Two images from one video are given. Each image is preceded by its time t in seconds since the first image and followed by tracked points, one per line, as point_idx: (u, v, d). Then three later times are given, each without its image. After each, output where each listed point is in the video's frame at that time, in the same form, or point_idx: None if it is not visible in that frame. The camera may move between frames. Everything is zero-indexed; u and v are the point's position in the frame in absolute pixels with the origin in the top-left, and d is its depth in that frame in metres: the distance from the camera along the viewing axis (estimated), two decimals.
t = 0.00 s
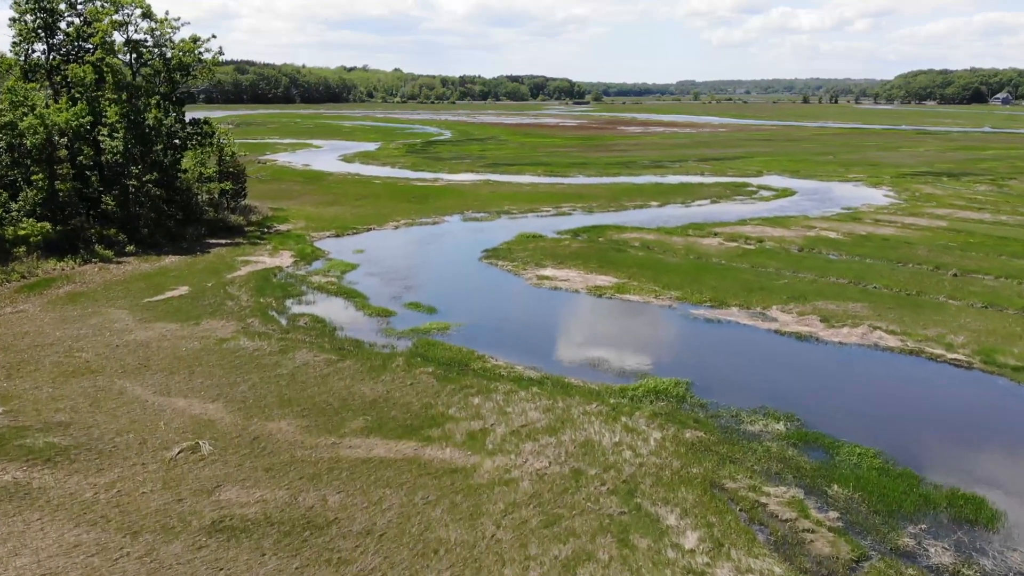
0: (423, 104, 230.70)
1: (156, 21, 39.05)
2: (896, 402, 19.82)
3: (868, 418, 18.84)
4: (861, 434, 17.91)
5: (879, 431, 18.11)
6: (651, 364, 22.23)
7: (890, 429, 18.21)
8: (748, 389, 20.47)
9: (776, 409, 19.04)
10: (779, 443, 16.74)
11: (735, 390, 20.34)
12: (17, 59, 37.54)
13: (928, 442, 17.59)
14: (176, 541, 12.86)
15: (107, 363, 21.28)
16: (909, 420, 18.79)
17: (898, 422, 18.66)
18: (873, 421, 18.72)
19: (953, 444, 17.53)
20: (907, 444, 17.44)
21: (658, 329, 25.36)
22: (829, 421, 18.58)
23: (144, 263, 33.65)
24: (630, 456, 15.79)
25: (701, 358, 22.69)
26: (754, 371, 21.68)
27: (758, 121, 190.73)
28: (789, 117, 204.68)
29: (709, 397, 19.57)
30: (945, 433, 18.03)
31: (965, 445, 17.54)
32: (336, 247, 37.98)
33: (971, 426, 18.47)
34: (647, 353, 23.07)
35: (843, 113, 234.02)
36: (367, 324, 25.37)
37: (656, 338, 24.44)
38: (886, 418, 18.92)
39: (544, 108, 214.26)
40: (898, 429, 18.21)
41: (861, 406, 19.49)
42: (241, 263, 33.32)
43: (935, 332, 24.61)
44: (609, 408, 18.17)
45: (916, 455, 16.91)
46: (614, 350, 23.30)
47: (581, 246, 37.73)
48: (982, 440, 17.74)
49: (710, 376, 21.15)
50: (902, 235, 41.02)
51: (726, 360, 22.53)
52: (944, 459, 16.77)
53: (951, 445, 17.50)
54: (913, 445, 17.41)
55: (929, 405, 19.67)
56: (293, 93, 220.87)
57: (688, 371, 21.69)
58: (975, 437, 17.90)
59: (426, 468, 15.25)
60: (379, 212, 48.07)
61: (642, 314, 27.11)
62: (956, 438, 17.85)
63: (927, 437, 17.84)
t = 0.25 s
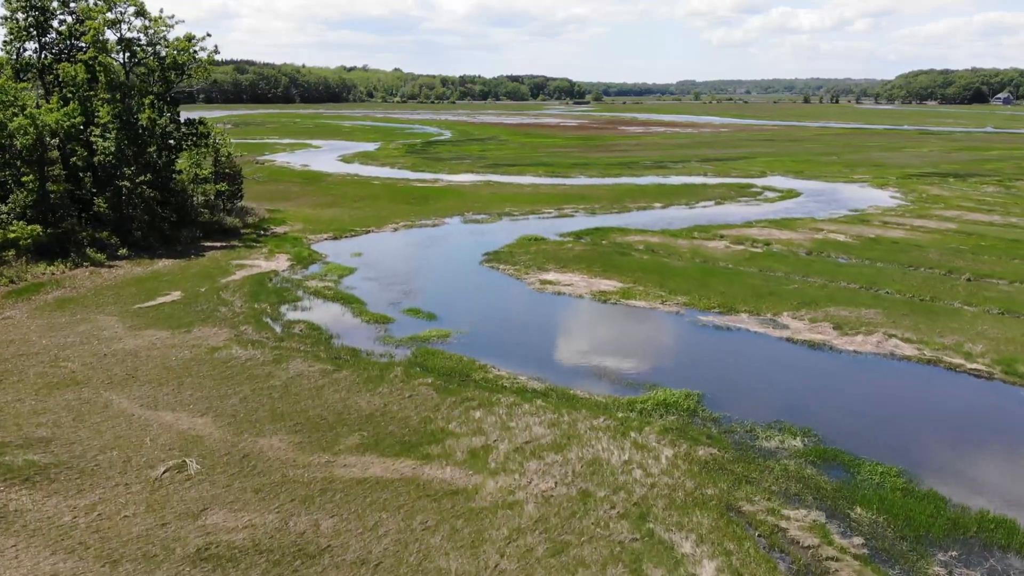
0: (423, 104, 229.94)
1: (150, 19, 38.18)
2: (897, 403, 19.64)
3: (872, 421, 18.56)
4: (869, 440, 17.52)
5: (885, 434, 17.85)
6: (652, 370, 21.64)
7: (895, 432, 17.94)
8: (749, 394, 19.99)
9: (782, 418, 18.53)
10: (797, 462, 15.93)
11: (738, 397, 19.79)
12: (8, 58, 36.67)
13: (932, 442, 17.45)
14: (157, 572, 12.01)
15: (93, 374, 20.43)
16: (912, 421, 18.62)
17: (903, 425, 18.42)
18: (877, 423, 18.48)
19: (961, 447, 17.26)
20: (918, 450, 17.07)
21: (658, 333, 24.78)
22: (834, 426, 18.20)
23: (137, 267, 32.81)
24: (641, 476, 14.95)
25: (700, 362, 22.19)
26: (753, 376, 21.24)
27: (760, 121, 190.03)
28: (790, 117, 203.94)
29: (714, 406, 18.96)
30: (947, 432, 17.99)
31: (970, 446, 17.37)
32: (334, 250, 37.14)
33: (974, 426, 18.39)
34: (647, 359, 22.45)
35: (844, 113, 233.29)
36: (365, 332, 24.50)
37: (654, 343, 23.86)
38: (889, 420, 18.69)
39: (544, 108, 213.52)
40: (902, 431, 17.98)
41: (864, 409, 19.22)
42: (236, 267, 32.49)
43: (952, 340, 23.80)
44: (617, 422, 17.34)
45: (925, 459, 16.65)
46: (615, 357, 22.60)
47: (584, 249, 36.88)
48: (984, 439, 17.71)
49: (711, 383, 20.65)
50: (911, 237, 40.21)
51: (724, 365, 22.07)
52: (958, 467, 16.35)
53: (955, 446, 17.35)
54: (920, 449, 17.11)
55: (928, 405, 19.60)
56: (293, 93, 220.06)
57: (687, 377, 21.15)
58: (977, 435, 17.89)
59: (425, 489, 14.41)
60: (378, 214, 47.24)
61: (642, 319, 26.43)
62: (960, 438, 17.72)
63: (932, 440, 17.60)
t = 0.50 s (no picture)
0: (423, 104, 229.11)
1: (143, 17, 37.38)
2: (899, 408, 19.38)
3: (876, 428, 18.21)
4: (880, 450, 17.07)
5: (892, 442, 17.49)
6: (655, 378, 20.93)
7: (903, 440, 17.59)
8: (752, 403, 19.41)
9: (790, 429, 17.95)
10: (817, 482, 15.10)
11: (743, 406, 19.16)
12: None
13: (937, 447, 17.24)
14: None
15: (78, 386, 19.59)
16: (916, 426, 18.35)
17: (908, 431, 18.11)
18: (881, 429, 18.18)
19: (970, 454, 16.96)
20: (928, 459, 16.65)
21: (657, 339, 24.15)
22: (841, 435, 17.76)
23: (129, 272, 31.96)
24: (653, 499, 14.12)
25: (699, 369, 21.59)
26: (753, 383, 20.71)
27: (761, 121, 189.24)
28: (792, 117, 203.23)
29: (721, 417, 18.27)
30: (949, 435, 17.86)
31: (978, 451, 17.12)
32: (331, 253, 36.31)
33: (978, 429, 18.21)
34: (648, 366, 21.75)
35: (846, 113, 232.54)
36: (362, 340, 23.64)
37: (654, 349, 23.20)
38: (893, 425, 18.39)
39: (545, 108, 212.86)
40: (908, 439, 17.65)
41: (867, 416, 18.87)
42: (230, 271, 31.65)
43: (970, 349, 22.97)
44: (625, 439, 16.49)
45: (936, 467, 16.31)
46: (617, 364, 21.84)
47: (587, 252, 36.05)
48: (988, 442, 17.59)
49: (712, 391, 20.06)
50: (921, 240, 39.39)
51: (724, 371, 21.50)
52: (972, 477, 15.93)
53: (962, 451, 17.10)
54: (929, 458, 16.72)
55: (924, 407, 19.53)
56: (293, 94, 219.27)
57: (687, 384, 20.52)
58: (978, 436, 17.82)
59: (425, 513, 13.58)
60: (377, 216, 46.42)
61: (642, 324, 25.72)
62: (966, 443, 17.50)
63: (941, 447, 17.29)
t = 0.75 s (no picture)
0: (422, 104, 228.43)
1: (136, 15, 36.58)
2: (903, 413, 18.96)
3: (884, 435, 17.70)
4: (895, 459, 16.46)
5: (902, 449, 16.97)
6: (659, 386, 20.13)
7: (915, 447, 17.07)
8: (756, 412, 18.70)
9: (802, 440, 17.22)
10: (838, 505, 14.27)
11: (750, 417, 18.40)
12: None
13: (943, 452, 16.87)
14: None
15: (63, 399, 18.76)
16: (923, 431, 17.95)
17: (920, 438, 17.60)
18: (888, 436, 17.70)
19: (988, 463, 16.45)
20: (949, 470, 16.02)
21: (656, 344, 23.56)
22: (851, 443, 17.16)
23: (121, 276, 31.13)
24: (666, 524, 13.29)
25: (699, 377, 20.87)
26: (754, 391, 20.03)
27: (762, 121, 188.53)
28: (793, 117, 202.52)
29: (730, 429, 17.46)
30: (952, 439, 17.55)
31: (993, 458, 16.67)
32: (328, 256, 35.46)
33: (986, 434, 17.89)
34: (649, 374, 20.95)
35: (846, 112, 232.10)
36: (359, 349, 22.79)
37: (652, 354, 22.60)
38: (901, 431, 17.93)
39: (545, 108, 212.16)
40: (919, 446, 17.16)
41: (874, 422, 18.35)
42: (224, 275, 30.82)
43: (990, 359, 22.16)
44: (635, 457, 15.66)
45: (953, 476, 15.81)
46: (620, 373, 21.00)
47: (590, 256, 35.21)
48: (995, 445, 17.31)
49: (714, 399, 19.33)
50: (931, 244, 38.57)
51: (724, 378, 20.82)
52: (994, 489, 15.36)
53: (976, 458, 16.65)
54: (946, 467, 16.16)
55: (922, 410, 19.24)
56: (292, 94, 218.58)
57: (689, 393, 19.75)
58: (977, 440, 17.53)
59: (423, 540, 12.75)
60: (376, 218, 45.62)
61: (643, 330, 24.94)
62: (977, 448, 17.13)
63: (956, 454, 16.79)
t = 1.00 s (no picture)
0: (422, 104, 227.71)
1: (129, 13, 35.79)
2: (909, 419, 18.44)
3: (891, 441, 17.20)
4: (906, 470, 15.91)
5: (909, 457, 16.49)
6: (663, 398, 19.30)
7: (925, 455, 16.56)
8: (761, 424, 17.98)
9: (812, 453, 16.56)
10: (862, 531, 13.45)
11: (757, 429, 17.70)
12: None
13: (941, 456, 16.56)
14: None
15: (46, 414, 17.93)
16: (929, 435, 17.50)
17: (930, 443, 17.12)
18: (885, 440, 17.37)
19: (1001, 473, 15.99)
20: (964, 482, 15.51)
21: (650, 348, 23.13)
22: (854, 452, 16.66)
23: (112, 281, 30.31)
24: (681, 553, 12.48)
25: (699, 386, 20.15)
26: (756, 400, 19.36)
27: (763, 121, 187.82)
28: (794, 117, 202.15)
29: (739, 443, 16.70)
30: (949, 442, 17.27)
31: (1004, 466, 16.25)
32: (326, 260, 34.62)
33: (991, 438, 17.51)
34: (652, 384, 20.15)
35: (847, 112, 231.43)
36: (357, 359, 21.92)
37: (647, 359, 22.16)
38: (907, 436, 17.44)
39: (545, 108, 211.35)
40: (927, 453, 16.63)
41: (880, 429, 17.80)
42: (218, 281, 29.98)
43: (1010, 370, 21.34)
44: (646, 477, 14.85)
45: (965, 484, 15.37)
46: (623, 384, 20.15)
47: (594, 259, 34.36)
48: (998, 447, 17.05)
49: (709, 404, 18.93)
50: (942, 247, 37.75)
51: (723, 387, 20.12)
52: (1006, 500, 14.93)
53: (987, 465, 16.23)
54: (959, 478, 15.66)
55: (916, 412, 18.97)
56: (292, 94, 217.91)
57: (690, 404, 19.01)
58: (974, 442, 17.29)
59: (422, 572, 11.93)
60: (375, 220, 44.81)
61: (642, 338, 24.12)
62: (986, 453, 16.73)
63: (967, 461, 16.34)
